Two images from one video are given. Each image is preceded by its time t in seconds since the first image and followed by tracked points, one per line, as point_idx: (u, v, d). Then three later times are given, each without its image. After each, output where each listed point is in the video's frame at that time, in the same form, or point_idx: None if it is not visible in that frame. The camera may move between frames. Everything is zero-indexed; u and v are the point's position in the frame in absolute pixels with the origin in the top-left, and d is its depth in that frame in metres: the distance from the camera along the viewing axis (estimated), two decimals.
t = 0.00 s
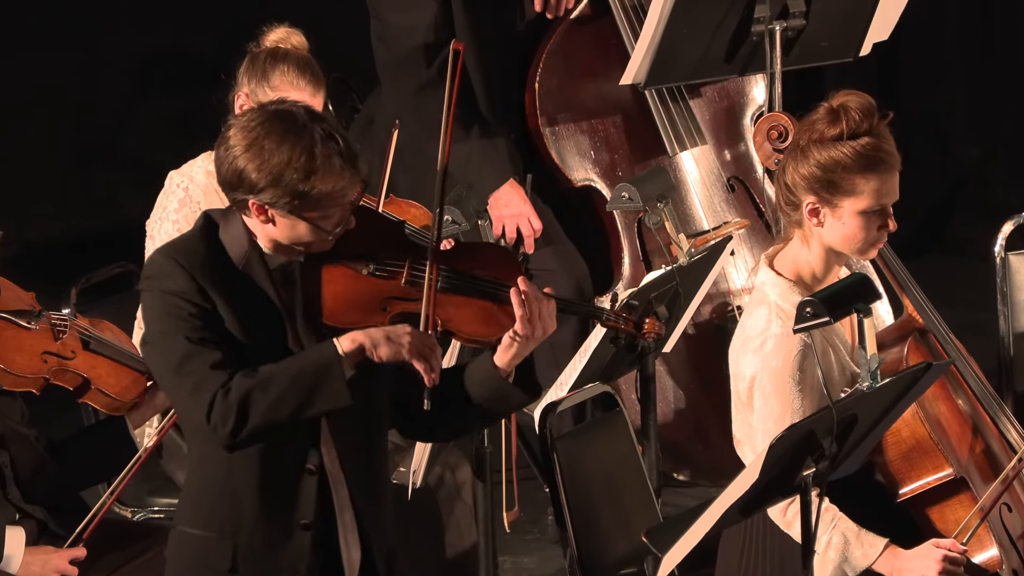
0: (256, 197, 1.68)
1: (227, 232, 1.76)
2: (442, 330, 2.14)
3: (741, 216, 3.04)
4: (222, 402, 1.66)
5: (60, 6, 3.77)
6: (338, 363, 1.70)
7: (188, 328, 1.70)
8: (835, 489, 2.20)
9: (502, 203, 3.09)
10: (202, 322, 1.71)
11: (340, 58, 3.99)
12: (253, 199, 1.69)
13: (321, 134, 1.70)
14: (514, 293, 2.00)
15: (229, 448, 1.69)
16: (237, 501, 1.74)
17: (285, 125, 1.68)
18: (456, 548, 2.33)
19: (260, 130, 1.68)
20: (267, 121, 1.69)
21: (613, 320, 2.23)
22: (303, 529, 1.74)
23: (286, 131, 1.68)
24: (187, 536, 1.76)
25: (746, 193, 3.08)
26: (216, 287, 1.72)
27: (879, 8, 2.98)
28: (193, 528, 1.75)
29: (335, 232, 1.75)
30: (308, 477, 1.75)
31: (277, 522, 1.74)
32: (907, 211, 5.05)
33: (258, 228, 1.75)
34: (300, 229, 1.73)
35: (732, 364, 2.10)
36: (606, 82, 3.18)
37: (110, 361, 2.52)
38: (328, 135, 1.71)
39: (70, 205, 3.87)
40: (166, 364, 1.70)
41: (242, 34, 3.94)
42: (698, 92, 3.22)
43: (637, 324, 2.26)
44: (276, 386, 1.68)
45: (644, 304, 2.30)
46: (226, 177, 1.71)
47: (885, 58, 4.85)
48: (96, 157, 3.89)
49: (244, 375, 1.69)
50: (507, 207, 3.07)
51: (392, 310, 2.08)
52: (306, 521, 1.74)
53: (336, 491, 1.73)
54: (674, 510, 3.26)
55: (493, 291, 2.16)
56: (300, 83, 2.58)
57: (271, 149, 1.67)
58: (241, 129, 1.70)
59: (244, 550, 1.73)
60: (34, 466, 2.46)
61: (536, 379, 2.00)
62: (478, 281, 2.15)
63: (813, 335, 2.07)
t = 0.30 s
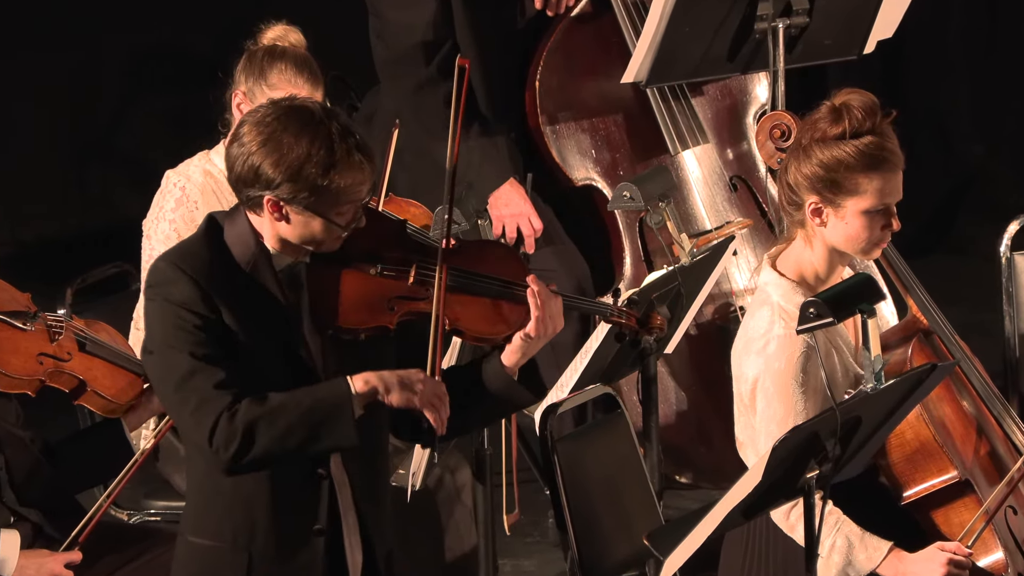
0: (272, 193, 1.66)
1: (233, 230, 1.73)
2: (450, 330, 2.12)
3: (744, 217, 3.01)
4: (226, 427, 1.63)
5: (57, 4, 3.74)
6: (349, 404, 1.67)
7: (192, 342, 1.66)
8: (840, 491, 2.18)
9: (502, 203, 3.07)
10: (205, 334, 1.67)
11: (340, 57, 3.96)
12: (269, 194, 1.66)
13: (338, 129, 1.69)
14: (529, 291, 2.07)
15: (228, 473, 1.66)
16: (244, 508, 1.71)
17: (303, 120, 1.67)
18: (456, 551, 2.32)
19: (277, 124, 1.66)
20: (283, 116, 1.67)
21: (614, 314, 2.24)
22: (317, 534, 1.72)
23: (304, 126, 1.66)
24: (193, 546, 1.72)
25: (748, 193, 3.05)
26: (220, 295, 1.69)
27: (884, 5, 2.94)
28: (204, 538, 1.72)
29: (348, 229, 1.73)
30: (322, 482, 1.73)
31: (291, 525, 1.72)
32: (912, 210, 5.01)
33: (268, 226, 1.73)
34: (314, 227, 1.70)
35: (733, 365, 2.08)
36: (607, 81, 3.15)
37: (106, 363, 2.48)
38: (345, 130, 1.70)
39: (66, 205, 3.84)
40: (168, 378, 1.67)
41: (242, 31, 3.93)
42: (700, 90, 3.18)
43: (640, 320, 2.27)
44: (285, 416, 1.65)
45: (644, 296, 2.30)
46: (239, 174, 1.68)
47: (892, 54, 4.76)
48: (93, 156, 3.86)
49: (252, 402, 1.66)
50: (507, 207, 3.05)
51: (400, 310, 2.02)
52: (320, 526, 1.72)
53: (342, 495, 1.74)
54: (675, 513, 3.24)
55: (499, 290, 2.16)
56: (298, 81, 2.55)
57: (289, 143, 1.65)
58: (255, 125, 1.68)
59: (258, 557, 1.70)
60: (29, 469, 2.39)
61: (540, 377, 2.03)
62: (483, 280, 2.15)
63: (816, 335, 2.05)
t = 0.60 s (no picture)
0: (277, 188, 1.64)
1: (235, 229, 1.73)
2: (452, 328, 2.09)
3: (746, 216, 2.99)
4: (216, 451, 1.62)
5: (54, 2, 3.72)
6: (342, 459, 1.63)
7: (190, 355, 1.64)
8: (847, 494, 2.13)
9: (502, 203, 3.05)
10: (204, 346, 1.65)
11: (340, 55, 3.94)
12: (273, 190, 1.64)
13: (345, 126, 1.67)
14: (525, 293, 2.06)
15: (216, 494, 1.66)
16: (249, 515, 1.72)
17: (310, 115, 1.65)
18: (455, 552, 2.29)
19: (283, 119, 1.64)
20: (290, 111, 1.65)
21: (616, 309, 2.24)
22: (325, 535, 1.75)
23: (310, 122, 1.64)
24: (197, 552, 1.72)
25: (751, 193, 3.04)
26: (220, 302, 1.68)
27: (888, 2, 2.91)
28: (206, 544, 1.72)
29: (351, 227, 1.71)
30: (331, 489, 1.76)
31: (301, 528, 1.74)
32: (915, 210, 4.99)
33: (270, 223, 1.71)
34: (316, 225, 1.68)
35: (735, 367, 2.06)
36: (609, 79, 3.13)
37: (104, 364, 2.47)
38: (351, 127, 1.68)
39: (63, 204, 3.83)
40: (163, 390, 1.66)
41: (240, 30, 3.90)
42: (701, 89, 3.16)
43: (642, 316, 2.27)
44: (278, 453, 1.63)
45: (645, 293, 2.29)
46: (244, 169, 1.66)
47: (893, 52, 4.77)
48: (90, 155, 3.85)
49: (249, 432, 1.64)
50: (507, 206, 3.03)
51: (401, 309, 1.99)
52: (328, 526, 1.75)
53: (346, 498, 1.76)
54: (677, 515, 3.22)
55: (501, 288, 2.13)
56: (296, 80, 2.53)
57: (295, 138, 1.63)
58: (261, 120, 1.66)
59: (268, 561, 1.71)
60: (26, 471, 2.37)
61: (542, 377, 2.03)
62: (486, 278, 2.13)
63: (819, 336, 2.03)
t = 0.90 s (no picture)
0: (266, 187, 1.64)
1: (231, 231, 1.72)
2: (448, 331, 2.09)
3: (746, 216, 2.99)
4: (183, 466, 1.61)
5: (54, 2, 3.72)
6: (302, 496, 1.61)
7: (174, 363, 1.63)
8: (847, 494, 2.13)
9: (501, 203, 3.06)
10: (190, 352, 1.64)
11: (340, 55, 3.94)
12: (263, 189, 1.64)
13: (336, 126, 1.67)
14: (523, 299, 1.98)
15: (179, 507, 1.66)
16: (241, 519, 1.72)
17: (300, 115, 1.65)
18: (455, 551, 2.27)
19: (274, 119, 1.64)
20: (282, 111, 1.65)
21: (618, 317, 2.20)
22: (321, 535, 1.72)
23: (301, 122, 1.64)
24: (196, 553, 1.74)
25: (751, 193, 3.04)
26: (208, 305, 1.67)
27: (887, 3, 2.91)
28: (203, 546, 1.73)
29: (344, 228, 1.70)
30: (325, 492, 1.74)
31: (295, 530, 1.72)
32: (914, 210, 4.99)
33: (263, 223, 1.70)
34: (308, 225, 1.68)
35: (733, 368, 2.06)
36: (609, 79, 3.14)
37: (104, 363, 2.48)
38: (343, 128, 1.68)
39: (63, 204, 3.83)
40: (145, 395, 1.65)
41: (240, 30, 3.90)
42: (701, 89, 3.16)
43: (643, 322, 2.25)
44: (243, 478, 1.62)
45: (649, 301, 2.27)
46: (235, 168, 1.66)
47: (893, 53, 4.77)
48: (90, 155, 3.85)
49: (219, 452, 1.63)
50: (507, 207, 3.04)
51: (398, 310, 2.00)
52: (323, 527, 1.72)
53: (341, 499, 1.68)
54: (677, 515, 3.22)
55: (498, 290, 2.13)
56: (295, 80, 2.54)
57: (285, 138, 1.63)
58: (252, 119, 1.66)
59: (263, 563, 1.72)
60: (26, 471, 2.36)
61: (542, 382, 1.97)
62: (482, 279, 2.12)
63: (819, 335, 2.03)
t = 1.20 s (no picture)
0: (252, 187, 1.64)
1: (222, 234, 1.71)
2: (438, 334, 2.08)
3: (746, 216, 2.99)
4: (148, 476, 1.61)
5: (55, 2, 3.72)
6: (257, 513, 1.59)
7: (155, 367, 1.62)
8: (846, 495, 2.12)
9: (501, 203, 3.05)
10: (172, 355, 1.63)
11: (341, 55, 3.94)
12: (249, 188, 1.64)
13: (324, 127, 1.67)
14: (508, 303, 1.98)
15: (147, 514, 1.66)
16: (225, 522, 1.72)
17: (286, 116, 1.65)
18: (456, 552, 2.23)
19: (262, 118, 1.65)
20: (269, 111, 1.66)
21: (612, 322, 2.22)
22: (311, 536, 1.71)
23: (288, 122, 1.65)
24: (189, 554, 1.73)
25: (751, 192, 3.04)
26: (194, 308, 1.66)
27: (888, 3, 2.91)
28: (195, 546, 1.73)
29: (331, 231, 1.69)
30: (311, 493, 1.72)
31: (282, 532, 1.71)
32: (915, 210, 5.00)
33: (252, 223, 1.70)
34: (294, 226, 1.67)
35: (733, 368, 2.06)
36: (609, 78, 3.14)
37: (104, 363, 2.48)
38: (331, 129, 1.68)
39: (63, 205, 3.83)
40: (124, 398, 1.64)
41: (240, 30, 3.89)
42: (702, 89, 3.16)
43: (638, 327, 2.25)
44: (202, 493, 1.60)
45: (647, 309, 2.28)
46: (223, 167, 1.68)
47: (893, 53, 4.77)
48: (90, 155, 3.85)
49: (183, 463, 1.61)
50: (507, 206, 3.04)
51: (388, 313, 1.99)
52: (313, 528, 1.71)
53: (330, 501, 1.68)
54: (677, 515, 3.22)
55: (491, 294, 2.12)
56: (296, 80, 2.53)
57: (270, 138, 1.64)
58: (241, 119, 1.67)
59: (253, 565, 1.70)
60: (26, 471, 2.36)
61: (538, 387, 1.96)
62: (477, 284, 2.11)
63: (819, 335, 2.02)
